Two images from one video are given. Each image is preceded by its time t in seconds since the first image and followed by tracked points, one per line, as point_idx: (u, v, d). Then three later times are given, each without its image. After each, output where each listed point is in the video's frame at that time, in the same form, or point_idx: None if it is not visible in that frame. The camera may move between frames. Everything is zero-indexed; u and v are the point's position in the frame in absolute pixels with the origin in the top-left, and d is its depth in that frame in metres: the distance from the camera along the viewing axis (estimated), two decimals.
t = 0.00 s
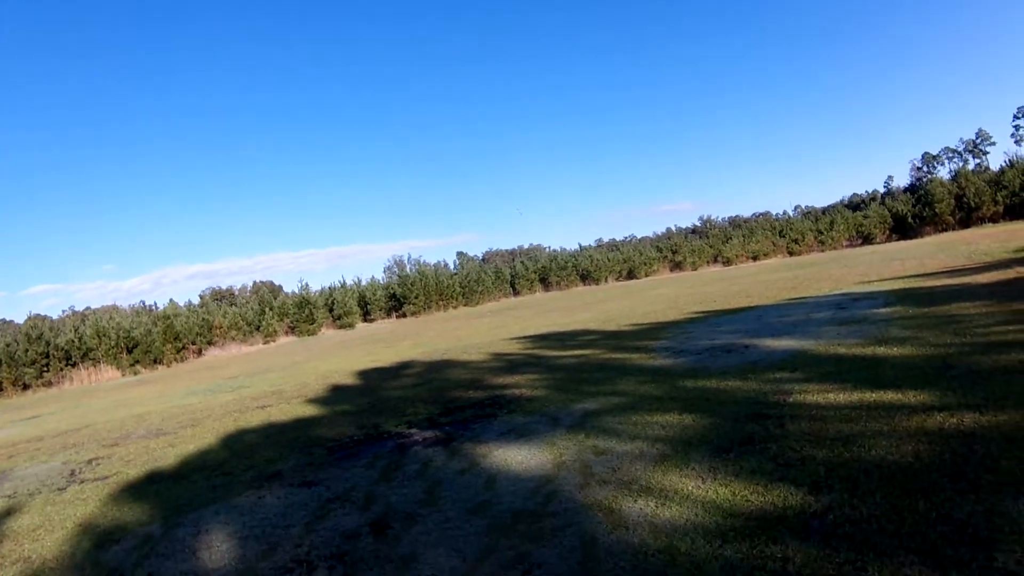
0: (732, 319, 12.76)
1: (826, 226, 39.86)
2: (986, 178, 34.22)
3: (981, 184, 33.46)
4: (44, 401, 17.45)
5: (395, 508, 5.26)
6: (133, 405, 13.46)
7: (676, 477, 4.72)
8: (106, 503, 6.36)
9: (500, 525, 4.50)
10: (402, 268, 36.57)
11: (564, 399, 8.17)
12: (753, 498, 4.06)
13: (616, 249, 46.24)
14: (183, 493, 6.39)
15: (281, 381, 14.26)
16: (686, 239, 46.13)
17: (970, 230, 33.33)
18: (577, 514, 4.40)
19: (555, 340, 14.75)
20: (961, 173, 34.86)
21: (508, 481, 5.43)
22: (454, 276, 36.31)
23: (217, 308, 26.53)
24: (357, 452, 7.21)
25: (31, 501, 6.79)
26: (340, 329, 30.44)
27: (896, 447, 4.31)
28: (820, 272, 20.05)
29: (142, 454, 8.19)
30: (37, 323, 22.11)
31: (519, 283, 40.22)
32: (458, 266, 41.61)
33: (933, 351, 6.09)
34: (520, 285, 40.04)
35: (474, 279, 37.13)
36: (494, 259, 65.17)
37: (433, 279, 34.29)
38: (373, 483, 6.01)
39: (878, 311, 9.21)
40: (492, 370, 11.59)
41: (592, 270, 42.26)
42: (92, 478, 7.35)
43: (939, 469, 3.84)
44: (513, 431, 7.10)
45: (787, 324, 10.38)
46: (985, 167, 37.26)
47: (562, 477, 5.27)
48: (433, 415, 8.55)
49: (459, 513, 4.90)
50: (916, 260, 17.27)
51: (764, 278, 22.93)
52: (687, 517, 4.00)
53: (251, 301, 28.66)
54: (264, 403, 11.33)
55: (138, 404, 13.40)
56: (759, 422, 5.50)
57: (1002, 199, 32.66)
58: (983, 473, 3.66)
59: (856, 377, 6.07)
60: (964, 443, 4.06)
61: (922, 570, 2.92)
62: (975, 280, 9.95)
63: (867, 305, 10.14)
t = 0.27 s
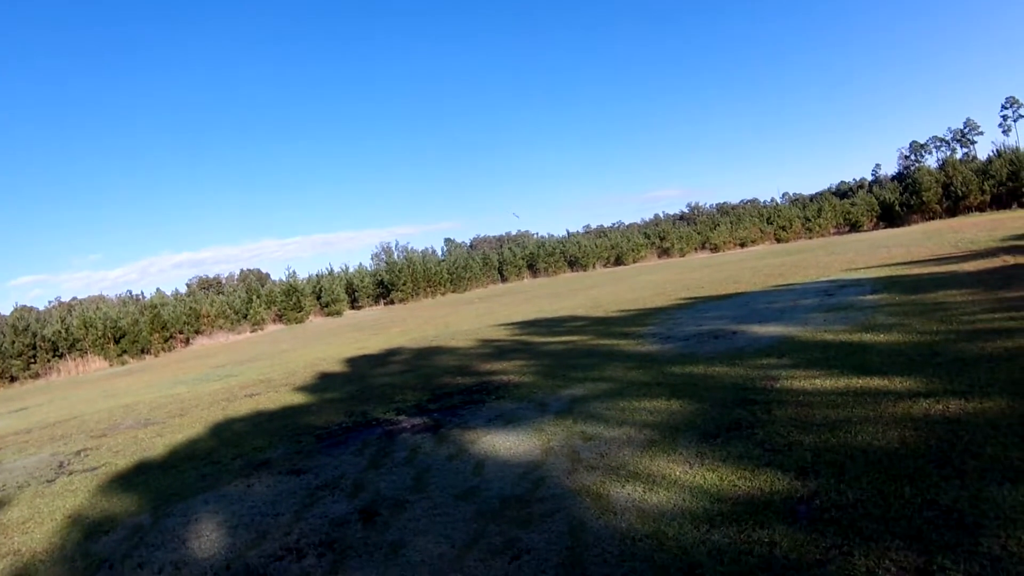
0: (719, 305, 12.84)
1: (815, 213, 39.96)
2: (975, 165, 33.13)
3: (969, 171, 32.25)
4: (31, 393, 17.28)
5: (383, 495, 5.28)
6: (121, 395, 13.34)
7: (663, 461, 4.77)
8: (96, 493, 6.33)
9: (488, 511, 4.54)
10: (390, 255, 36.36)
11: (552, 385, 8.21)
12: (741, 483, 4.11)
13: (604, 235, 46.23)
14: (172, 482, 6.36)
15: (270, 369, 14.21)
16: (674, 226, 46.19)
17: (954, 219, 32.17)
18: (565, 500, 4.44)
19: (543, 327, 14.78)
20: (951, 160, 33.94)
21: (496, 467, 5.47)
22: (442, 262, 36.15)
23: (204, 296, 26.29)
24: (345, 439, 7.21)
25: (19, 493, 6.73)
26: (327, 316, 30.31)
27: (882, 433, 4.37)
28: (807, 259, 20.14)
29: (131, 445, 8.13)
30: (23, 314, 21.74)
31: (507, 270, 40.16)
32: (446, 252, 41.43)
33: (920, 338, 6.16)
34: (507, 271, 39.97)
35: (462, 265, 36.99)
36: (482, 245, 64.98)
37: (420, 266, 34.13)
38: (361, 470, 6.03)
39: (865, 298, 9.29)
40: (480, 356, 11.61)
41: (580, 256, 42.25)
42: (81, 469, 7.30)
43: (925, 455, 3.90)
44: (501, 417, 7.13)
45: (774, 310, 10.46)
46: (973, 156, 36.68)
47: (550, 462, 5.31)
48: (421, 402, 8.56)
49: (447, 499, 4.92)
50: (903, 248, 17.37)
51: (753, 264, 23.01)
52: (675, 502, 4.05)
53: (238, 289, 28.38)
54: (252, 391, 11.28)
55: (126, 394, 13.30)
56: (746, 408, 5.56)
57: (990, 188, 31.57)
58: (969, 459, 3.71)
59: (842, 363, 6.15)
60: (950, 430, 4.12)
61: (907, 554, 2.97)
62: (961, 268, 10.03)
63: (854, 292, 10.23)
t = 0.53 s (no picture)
0: (703, 290, 12.93)
1: (799, 200, 40.17)
2: (961, 153, 33.14)
3: (954, 159, 32.29)
4: (15, 384, 16.98)
5: (370, 482, 5.28)
6: (105, 385, 13.18)
7: (648, 446, 4.82)
8: (82, 484, 6.27)
9: (474, 496, 4.57)
10: (374, 241, 36.12)
11: (537, 370, 8.25)
12: (725, 468, 4.17)
13: (589, 221, 46.23)
14: (158, 471, 6.32)
15: (255, 356, 14.12)
16: (658, 212, 46.30)
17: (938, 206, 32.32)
18: (551, 484, 4.48)
19: (528, 312, 14.81)
20: (936, 149, 34.00)
21: (481, 452, 5.49)
22: (427, 248, 35.99)
23: (188, 284, 25.95)
24: (331, 426, 7.19)
25: (4, 485, 6.65)
26: (312, 303, 30.11)
27: (865, 418, 4.44)
28: (791, 245, 20.27)
29: (116, 435, 8.05)
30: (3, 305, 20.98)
31: (492, 255, 40.07)
32: (430, 238, 41.22)
33: (903, 325, 6.26)
34: (493, 257, 39.90)
35: (447, 251, 36.86)
36: (469, 231, 64.73)
37: (405, 251, 33.95)
38: (347, 456, 6.03)
39: (849, 284, 9.41)
40: (465, 342, 11.62)
41: (566, 241, 42.24)
42: (66, 460, 7.22)
43: (908, 440, 3.96)
44: (487, 402, 7.15)
45: (758, 296, 10.56)
46: (958, 146, 36.79)
47: (536, 447, 5.34)
48: (406, 388, 8.55)
49: (433, 485, 4.94)
50: (887, 235, 17.52)
51: (737, 251, 23.16)
52: (660, 486, 4.10)
53: (222, 276, 28.09)
54: (238, 379, 11.21)
55: (110, 384, 13.15)
56: (731, 393, 5.63)
57: (974, 176, 31.58)
58: (951, 444, 3.77)
59: (826, 349, 6.23)
60: (932, 415, 4.19)
61: (890, 538, 3.03)
62: (944, 255, 10.15)
63: (838, 278, 10.34)
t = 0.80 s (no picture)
0: (687, 279, 13.01)
1: (783, 190, 40.47)
2: (945, 145, 33.58)
3: (938, 151, 32.74)
4: None
5: (355, 472, 5.28)
6: (88, 378, 12.99)
7: (632, 434, 4.86)
8: (66, 479, 6.18)
9: (459, 486, 4.59)
10: (358, 231, 35.86)
11: (520, 359, 8.27)
12: (710, 455, 4.21)
13: (573, 210, 46.27)
14: (142, 465, 6.25)
15: (239, 348, 13.98)
16: (642, 201, 46.44)
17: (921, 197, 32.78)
18: (535, 473, 4.51)
19: (512, 301, 14.82)
20: (921, 140, 34.43)
21: (466, 442, 5.51)
22: (411, 238, 35.80)
23: (171, 276, 25.61)
24: (315, 417, 7.15)
25: None
26: (295, 294, 29.86)
27: (848, 406, 4.50)
28: (774, 234, 20.42)
29: (100, 429, 7.94)
30: None
31: (476, 244, 39.98)
32: (414, 227, 41.02)
33: (885, 314, 6.35)
34: (477, 246, 39.82)
35: (431, 241, 36.72)
36: (453, 221, 64.43)
37: (389, 241, 33.76)
38: (332, 447, 6.01)
39: (833, 273, 9.51)
40: (450, 331, 11.60)
41: (550, 230, 42.24)
42: (50, 455, 7.11)
43: (890, 427, 4.01)
44: (472, 391, 7.16)
45: (742, 285, 10.65)
46: (941, 137, 37.28)
47: (520, 436, 5.36)
48: (390, 378, 8.53)
49: (419, 475, 4.95)
50: (870, 225, 17.67)
51: (721, 240, 23.33)
52: (645, 474, 4.14)
53: (204, 267, 27.76)
54: (222, 370, 11.10)
55: (93, 378, 12.96)
56: (714, 381, 5.68)
57: (958, 167, 32.02)
58: (933, 431, 3.82)
59: (809, 337, 6.31)
60: (914, 403, 4.24)
61: (873, 524, 3.07)
62: (927, 246, 10.27)
63: (822, 267, 10.46)
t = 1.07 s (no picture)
0: (667, 269, 13.09)
1: (762, 181, 40.88)
2: (923, 138, 34.26)
3: (918, 144, 33.44)
4: None
5: (335, 464, 5.24)
6: (65, 373, 12.71)
7: (612, 424, 4.88)
8: (45, 475, 6.05)
9: (440, 476, 4.58)
10: (338, 221, 35.51)
11: (500, 349, 8.28)
12: (690, 444, 4.24)
13: (554, 200, 46.30)
14: (121, 459, 6.14)
15: (218, 340, 13.79)
16: (623, 191, 46.62)
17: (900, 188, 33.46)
18: (516, 463, 4.51)
19: (492, 291, 14.82)
20: (900, 133, 35.10)
21: (447, 432, 5.50)
22: (391, 228, 35.57)
23: (149, 268, 25.11)
24: (295, 408, 7.09)
25: None
26: (275, 285, 29.51)
27: (827, 395, 4.54)
28: (753, 225, 20.64)
29: (79, 423, 7.79)
30: None
31: (457, 234, 39.85)
32: (394, 217, 40.74)
33: (864, 304, 6.46)
34: (457, 236, 39.70)
35: (411, 231, 36.52)
36: (433, 211, 64.04)
37: (369, 231, 33.50)
38: (312, 439, 5.96)
39: (812, 264, 9.64)
40: (430, 321, 11.57)
41: (530, 220, 42.24)
42: (28, 451, 6.95)
43: (868, 416, 4.06)
44: (452, 381, 7.15)
45: (722, 275, 10.76)
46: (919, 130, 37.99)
47: (501, 426, 5.37)
48: (371, 368, 8.48)
49: (399, 465, 4.93)
50: (848, 216, 17.91)
51: (700, 230, 23.55)
52: (626, 463, 4.16)
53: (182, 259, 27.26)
54: (201, 363, 10.94)
55: (70, 372, 12.68)
56: (694, 370, 5.74)
57: (937, 160, 32.71)
58: (911, 420, 3.83)
59: (789, 327, 6.39)
60: (893, 392, 4.28)
61: (852, 511, 3.10)
62: (906, 237, 10.41)
63: (801, 258, 10.60)
